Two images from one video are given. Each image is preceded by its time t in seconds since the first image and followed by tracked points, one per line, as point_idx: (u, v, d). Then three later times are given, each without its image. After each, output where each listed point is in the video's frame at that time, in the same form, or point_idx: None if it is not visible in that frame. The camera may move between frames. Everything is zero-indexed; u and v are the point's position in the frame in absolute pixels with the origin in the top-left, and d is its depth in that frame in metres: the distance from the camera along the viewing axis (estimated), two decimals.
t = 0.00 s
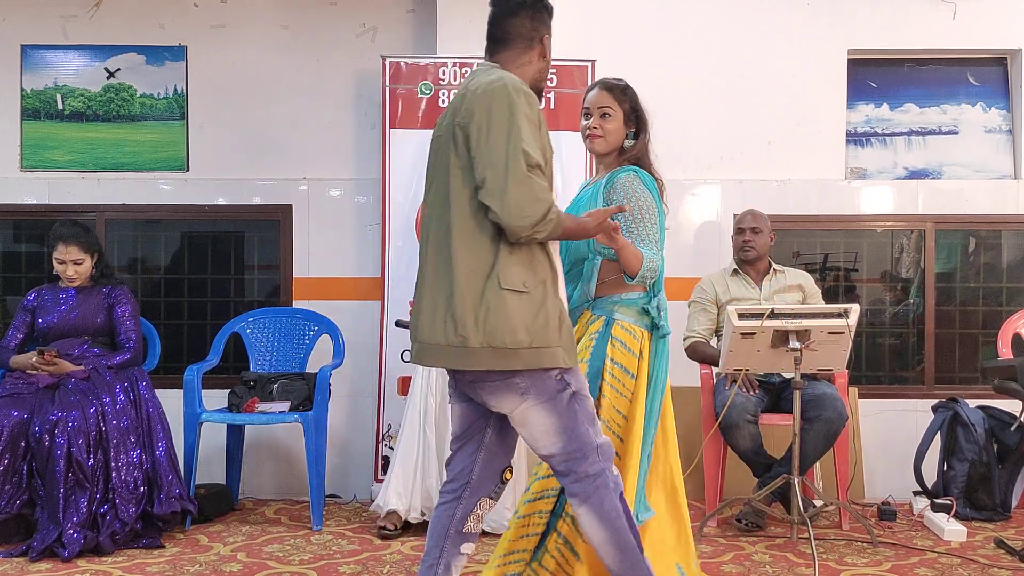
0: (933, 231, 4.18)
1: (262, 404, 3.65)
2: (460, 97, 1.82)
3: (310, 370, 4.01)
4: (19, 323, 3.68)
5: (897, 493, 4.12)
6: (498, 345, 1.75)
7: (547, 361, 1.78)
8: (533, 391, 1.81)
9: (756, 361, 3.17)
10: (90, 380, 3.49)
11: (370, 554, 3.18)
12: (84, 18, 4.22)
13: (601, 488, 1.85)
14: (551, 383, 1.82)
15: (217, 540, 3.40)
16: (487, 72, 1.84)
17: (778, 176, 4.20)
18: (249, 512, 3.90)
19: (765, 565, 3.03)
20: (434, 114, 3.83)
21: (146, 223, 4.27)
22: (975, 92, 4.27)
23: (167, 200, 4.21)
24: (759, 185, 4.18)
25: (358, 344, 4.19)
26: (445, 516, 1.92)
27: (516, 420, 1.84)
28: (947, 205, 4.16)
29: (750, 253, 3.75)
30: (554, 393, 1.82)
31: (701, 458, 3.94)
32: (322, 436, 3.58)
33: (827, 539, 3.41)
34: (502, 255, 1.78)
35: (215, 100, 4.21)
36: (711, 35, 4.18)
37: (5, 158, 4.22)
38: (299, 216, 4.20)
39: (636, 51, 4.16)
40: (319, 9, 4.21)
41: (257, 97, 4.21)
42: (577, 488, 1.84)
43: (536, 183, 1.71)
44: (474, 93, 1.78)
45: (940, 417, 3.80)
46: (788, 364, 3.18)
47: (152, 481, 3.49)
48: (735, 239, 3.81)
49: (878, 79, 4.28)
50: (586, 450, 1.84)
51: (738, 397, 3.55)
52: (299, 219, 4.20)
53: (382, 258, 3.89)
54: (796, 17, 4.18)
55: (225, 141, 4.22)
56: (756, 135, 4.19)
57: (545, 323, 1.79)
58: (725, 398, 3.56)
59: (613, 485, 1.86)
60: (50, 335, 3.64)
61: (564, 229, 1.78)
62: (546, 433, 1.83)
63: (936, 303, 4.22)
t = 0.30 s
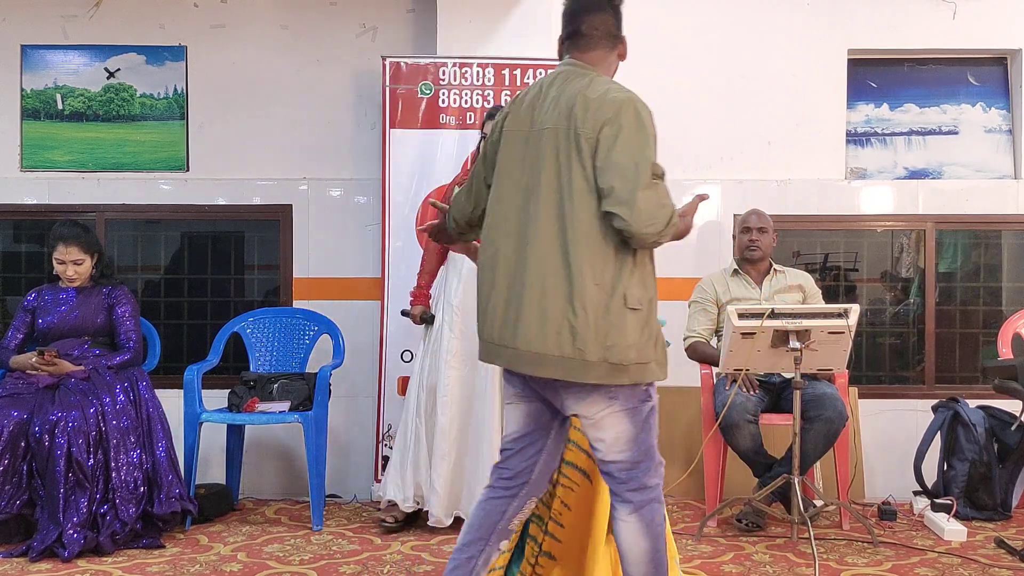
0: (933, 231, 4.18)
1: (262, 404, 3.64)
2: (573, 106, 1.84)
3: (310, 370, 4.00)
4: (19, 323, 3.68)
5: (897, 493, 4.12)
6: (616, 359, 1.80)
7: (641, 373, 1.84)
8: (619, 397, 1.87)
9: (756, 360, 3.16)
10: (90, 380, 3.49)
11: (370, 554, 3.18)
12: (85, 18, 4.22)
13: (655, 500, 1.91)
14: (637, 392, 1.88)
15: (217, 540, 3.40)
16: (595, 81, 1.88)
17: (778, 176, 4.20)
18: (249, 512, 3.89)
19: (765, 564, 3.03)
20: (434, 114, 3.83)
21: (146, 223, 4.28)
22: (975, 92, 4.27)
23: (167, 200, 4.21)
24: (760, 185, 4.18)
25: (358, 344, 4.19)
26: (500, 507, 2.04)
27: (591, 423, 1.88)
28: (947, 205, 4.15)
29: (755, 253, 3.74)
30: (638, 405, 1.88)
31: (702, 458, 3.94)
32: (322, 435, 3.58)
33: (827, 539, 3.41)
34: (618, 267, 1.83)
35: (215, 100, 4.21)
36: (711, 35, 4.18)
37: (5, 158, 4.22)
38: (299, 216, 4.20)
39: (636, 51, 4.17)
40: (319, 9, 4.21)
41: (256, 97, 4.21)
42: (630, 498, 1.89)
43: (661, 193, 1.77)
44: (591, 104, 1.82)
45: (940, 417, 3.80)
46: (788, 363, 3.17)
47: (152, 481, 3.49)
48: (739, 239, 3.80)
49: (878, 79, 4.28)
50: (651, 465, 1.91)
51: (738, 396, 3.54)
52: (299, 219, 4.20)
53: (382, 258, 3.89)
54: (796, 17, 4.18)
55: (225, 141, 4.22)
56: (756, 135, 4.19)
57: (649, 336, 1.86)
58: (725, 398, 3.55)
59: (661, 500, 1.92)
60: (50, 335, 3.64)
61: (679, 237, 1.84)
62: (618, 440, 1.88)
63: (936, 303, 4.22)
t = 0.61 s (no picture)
0: (934, 231, 4.18)
1: (262, 404, 3.64)
2: (668, 102, 1.75)
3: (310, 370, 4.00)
4: (18, 323, 3.68)
5: (897, 493, 4.12)
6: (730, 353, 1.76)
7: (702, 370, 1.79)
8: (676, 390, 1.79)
9: (756, 360, 3.16)
10: (90, 380, 3.49)
11: (370, 554, 3.17)
12: (85, 18, 4.22)
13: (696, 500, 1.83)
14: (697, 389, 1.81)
15: (217, 540, 3.40)
16: (680, 76, 1.79)
17: (778, 177, 4.20)
18: (249, 512, 3.89)
19: (765, 565, 3.02)
20: (434, 115, 3.83)
21: (146, 223, 4.28)
22: (975, 92, 4.27)
23: (167, 200, 4.21)
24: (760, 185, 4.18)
25: (358, 344, 4.18)
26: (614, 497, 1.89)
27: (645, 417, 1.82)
28: (947, 205, 4.16)
29: (757, 253, 3.74)
30: (696, 402, 1.81)
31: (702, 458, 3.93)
32: (322, 435, 3.58)
33: (827, 539, 3.41)
34: (722, 262, 1.77)
35: (215, 100, 4.21)
36: (711, 35, 4.18)
37: (5, 158, 4.22)
38: (299, 216, 4.20)
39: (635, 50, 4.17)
40: (319, 9, 4.21)
41: (256, 97, 4.21)
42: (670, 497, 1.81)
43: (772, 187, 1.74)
44: (690, 102, 1.74)
45: (940, 417, 3.80)
46: (789, 364, 3.17)
47: (152, 481, 3.49)
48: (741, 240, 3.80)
49: (878, 79, 4.28)
50: (701, 464, 1.83)
51: (738, 397, 3.56)
52: (299, 219, 4.20)
53: (382, 258, 3.90)
54: (795, 17, 4.18)
55: (225, 140, 4.21)
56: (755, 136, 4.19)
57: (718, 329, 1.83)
58: (725, 398, 3.56)
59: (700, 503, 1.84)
60: (50, 335, 3.64)
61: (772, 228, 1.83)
62: (673, 436, 1.80)
63: (936, 303, 4.22)
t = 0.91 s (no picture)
0: (933, 231, 4.18)
1: (262, 404, 3.64)
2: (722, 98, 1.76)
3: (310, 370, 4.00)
4: (18, 324, 3.68)
5: (897, 493, 4.12)
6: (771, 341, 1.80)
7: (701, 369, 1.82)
8: (680, 388, 1.82)
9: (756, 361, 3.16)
10: (90, 380, 3.49)
11: (370, 554, 3.18)
12: (85, 18, 4.22)
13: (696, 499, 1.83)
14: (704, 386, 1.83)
15: (217, 540, 3.40)
16: (722, 75, 1.81)
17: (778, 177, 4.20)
18: (249, 512, 3.89)
19: (765, 565, 3.03)
20: (434, 115, 3.82)
21: (146, 223, 4.28)
22: (975, 92, 4.27)
23: (167, 200, 4.21)
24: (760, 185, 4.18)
25: (358, 344, 4.19)
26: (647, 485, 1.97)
27: (653, 411, 1.85)
28: (946, 205, 4.16)
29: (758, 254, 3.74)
30: (703, 401, 1.83)
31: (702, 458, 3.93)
32: (322, 435, 3.58)
33: (827, 539, 3.41)
34: (767, 252, 1.81)
35: (215, 100, 4.21)
36: (711, 36, 4.18)
37: (5, 158, 4.22)
38: (299, 216, 4.20)
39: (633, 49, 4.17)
40: (319, 9, 4.21)
41: (256, 97, 4.21)
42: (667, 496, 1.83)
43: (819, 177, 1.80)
44: (743, 99, 1.76)
45: (940, 417, 3.81)
46: (789, 364, 3.17)
47: (152, 481, 3.49)
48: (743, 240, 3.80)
49: (878, 79, 4.28)
50: (702, 463, 1.84)
51: (738, 397, 3.56)
52: (299, 219, 4.20)
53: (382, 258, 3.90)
54: (795, 18, 4.18)
55: (225, 140, 4.21)
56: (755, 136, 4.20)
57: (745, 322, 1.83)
58: (725, 398, 3.56)
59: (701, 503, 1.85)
60: (50, 335, 3.64)
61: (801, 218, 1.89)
62: (677, 433, 1.82)
63: (936, 303, 4.22)
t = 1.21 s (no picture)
0: (933, 231, 4.18)
1: (262, 404, 3.64)
2: (733, 109, 1.93)
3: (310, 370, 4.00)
4: (19, 324, 3.68)
5: (897, 493, 4.12)
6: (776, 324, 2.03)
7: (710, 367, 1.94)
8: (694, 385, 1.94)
9: (756, 361, 3.16)
10: (90, 380, 3.49)
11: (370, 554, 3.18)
12: (85, 18, 4.22)
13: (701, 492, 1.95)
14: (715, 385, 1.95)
15: (217, 540, 3.40)
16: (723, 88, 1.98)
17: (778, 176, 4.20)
18: (249, 512, 3.89)
19: (765, 565, 3.03)
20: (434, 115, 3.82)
21: (146, 223, 4.28)
22: (975, 92, 4.26)
23: (167, 200, 4.21)
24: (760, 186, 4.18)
25: (358, 344, 4.19)
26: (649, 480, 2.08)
27: (666, 403, 1.95)
28: (946, 205, 4.16)
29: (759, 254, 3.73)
30: (714, 399, 1.95)
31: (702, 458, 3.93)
32: (322, 435, 3.58)
33: (827, 539, 3.41)
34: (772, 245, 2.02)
35: (215, 100, 4.21)
36: (712, 36, 4.18)
37: (5, 158, 4.23)
38: (299, 216, 4.20)
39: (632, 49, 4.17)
40: (319, 9, 4.21)
41: (256, 97, 4.22)
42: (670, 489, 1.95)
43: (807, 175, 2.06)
44: (750, 110, 1.94)
45: (940, 417, 3.80)
46: (789, 364, 3.17)
47: (152, 481, 3.49)
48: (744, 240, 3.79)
49: (878, 79, 4.28)
50: (706, 460, 1.95)
51: (738, 397, 3.56)
52: (299, 219, 4.20)
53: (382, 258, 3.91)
54: (795, 18, 4.18)
55: (225, 141, 4.22)
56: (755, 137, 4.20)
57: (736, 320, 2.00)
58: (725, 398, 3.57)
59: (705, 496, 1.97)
60: (50, 335, 3.64)
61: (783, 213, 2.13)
62: (688, 428, 1.93)
63: (936, 303, 4.22)
